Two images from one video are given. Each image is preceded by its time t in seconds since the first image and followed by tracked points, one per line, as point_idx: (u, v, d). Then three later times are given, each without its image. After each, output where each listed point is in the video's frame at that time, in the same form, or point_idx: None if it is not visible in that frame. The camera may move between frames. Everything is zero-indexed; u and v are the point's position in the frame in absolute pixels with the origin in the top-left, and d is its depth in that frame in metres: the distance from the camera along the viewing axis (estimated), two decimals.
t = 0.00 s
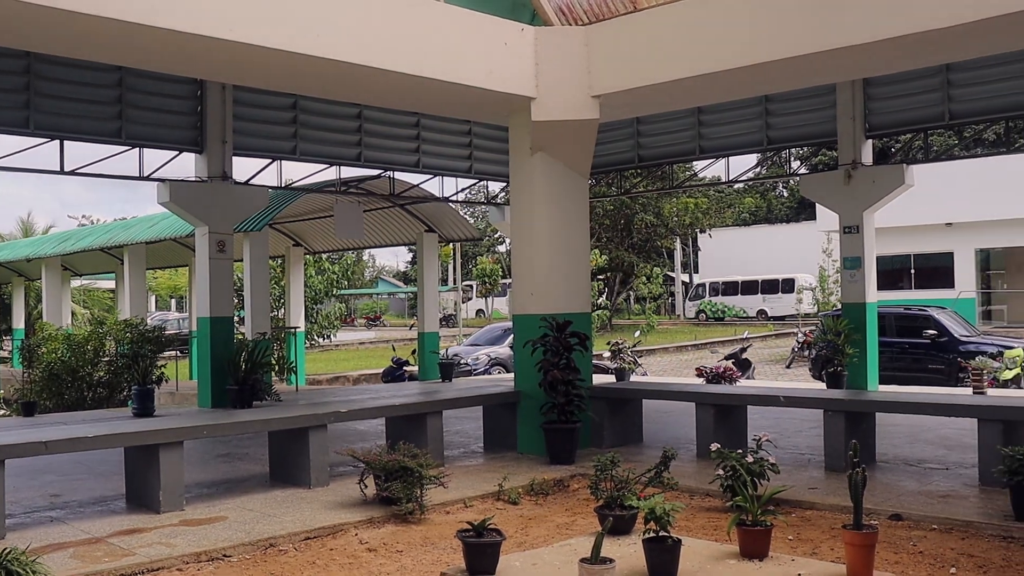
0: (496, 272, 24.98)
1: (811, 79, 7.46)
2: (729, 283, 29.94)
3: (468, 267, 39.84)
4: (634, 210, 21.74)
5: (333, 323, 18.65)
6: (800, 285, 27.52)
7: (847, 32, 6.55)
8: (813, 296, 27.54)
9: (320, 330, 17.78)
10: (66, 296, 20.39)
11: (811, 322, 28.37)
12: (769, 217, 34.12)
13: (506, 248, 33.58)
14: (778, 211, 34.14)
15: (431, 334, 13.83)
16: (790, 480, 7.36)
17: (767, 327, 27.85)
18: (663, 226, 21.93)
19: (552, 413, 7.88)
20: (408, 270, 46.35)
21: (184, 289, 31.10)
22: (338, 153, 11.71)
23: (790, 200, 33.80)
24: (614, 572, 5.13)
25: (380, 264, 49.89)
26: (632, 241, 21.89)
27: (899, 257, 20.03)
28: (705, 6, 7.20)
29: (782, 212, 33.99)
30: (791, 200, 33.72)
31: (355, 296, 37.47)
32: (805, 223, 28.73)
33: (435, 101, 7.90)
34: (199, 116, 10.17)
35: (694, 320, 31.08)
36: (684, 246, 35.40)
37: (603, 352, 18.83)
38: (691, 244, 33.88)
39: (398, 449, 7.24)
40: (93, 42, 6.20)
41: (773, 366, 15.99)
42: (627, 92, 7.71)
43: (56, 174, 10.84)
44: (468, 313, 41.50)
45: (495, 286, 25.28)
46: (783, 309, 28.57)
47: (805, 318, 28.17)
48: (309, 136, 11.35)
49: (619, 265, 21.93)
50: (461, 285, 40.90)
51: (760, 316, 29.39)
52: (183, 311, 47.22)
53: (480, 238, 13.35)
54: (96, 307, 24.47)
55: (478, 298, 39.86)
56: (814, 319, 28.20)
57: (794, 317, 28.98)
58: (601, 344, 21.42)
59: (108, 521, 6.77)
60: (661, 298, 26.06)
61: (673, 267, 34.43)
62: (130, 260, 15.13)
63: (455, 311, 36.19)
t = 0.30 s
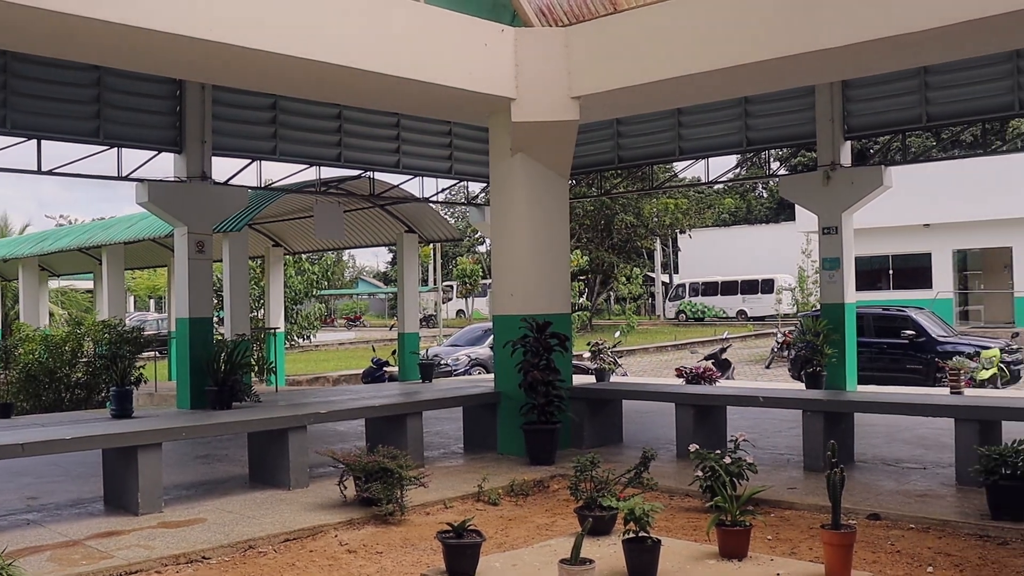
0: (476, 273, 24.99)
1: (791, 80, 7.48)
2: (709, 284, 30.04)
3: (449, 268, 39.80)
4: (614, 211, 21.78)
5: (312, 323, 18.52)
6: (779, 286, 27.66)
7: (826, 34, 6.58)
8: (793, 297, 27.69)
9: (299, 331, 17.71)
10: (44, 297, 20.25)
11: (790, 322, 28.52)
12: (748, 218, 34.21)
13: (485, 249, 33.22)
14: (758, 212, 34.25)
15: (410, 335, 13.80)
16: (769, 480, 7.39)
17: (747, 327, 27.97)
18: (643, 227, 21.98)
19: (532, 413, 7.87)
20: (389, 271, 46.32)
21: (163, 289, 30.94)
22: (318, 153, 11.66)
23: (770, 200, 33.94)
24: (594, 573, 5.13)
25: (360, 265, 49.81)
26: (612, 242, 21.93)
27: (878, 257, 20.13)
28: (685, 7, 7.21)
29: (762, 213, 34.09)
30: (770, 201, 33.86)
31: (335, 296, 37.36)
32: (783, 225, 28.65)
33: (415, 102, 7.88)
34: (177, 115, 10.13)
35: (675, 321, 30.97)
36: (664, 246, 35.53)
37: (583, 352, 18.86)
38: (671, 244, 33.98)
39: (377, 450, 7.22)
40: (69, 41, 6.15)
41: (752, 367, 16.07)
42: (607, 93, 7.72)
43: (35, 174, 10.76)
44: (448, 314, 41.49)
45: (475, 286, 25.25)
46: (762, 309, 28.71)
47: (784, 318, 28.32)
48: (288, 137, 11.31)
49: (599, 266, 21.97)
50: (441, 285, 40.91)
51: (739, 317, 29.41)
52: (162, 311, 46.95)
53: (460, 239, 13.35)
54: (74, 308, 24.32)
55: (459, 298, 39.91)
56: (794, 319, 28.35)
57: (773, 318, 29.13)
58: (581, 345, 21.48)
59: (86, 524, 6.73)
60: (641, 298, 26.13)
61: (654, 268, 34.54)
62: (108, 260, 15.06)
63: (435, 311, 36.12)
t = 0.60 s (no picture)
0: (456, 272, 24.97)
1: (770, 81, 7.51)
2: (689, 284, 30.11)
3: (429, 267, 39.75)
4: (594, 211, 21.80)
5: (292, 323, 18.51)
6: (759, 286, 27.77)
7: (806, 35, 6.60)
8: (772, 297, 27.82)
9: (279, 331, 17.70)
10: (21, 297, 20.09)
11: (769, 322, 28.66)
12: (728, 218, 34.23)
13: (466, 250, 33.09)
14: (738, 212, 34.22)
15: (390, 335, 13.77)
16: (749, 479, 7.42)
17: (726, 327, 28.10)
18: (623, 226, 22.01)
19: (512, 413, 7.87)
20: (370, 271, 46.22)
21: (141, 289, 30.75)
22: (299, 152, 11.62)
23: (749, 201, 34.02)
24: (575, 572, 5.14)
25: (340, 265, 49.70)
26: (591, 242, 21.95)
27: (856, 257, 20.22)
28: (666, 9, 7.22)
29: (742, 213, 34.10)
30: (750, 201, 33.94)
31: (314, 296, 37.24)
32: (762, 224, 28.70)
33: (396, 101, 7.86)
34: (156, 114, 10.07)
35: (655, 320, 31.47)
36: (644, 246, 35.60)
37: (563, 352, 18.90)
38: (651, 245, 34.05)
39: (357, 451, 7.20)
40: (46, 39, 6.09)
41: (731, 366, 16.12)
42: (588, 92, 7.72)
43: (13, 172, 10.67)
44: (428, 313, 41.48)
45: (455, 286, 25.23)
46: (742, 309, 28.83)
47: (764, 318, 28.44)
48: (268, 136, 11.28)
49: (579, 266, 21.99)
50: (422, 285, 40.90)
51: (719, 316, 29.66)
52: (140, 311, 46.64)
53: (440, 239, 13.35)
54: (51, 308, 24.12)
55: (439, 298, 39.91)
56: (773, 319, 28.48)
57: (753, 318, 29.25)
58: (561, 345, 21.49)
59: (63, 525, 6.68)
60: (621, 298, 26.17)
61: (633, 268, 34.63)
62: (86, 259, 14.96)
63: (415, 311, 36.05)
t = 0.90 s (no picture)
0: (437, 273, 24.92)
1: (750, 82, 7.54)
2: (669, 284, 30.16)
3: (410, 268, 39.71)
4: (575, 211, 21.80)
5: (272, 323, 18.45)
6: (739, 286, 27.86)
7: (786, 36, 6.63)
8: (752, 297, 27.93)
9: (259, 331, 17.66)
10: None
11: (750, 322, 28.77)
12: (708, 219, 34.22)
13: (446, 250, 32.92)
14: (718, 212, 34.21)
15: (371, 335, 13.74)
16: (729, 478, 7.43)
17: (706, 327, 28.17)
18: (604, 227, 22.00)
19: (492, 413, 7.86)
20: (351, 271, 46.11)
21: (120, 289, 30.53)
22: (278, 152, 11.58)
23: (729, 201, 34.09)
24: (555, 572, 5.14)
25: (320, 265, 49.53)
26: (572, 242, 21.99)
27: (836, 257, 20.27)
28: (647, 10, 7.23)
29: (722, 213, 34.13)
30: (730, 202, 34.02)
31: (294, 297, 37.08)
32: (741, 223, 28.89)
33: (377, 101, 7.84)
34: (135, 113, 10.02)
35: (635, 320, 31.52)
36: (625, 246, 35.65)
37: (544, 352, 18.90)
38: (631, 245, 34.09)
39: (338, 451, 7.18)
40: (24, 37, 6.03)
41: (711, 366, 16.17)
42: (569, 93, 7.72)
43: None
44: (408, 313, 41.43)
45: (436, 286, 25.20)
46: (722, 309, 28.93)
47: (744, 318, 28.54)
48: (248, 136, 11.23)
49: (559, 266, 21.99)
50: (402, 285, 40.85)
51: (699, 316, 29.67)
52: (119, 311, 46.30)
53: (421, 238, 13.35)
54: (26, 309, 23.88)
55: (419, 298, 39.87)
56: (753, 319, 28.59)
57: (733, 318, 29.35)
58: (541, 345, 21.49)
59: (40, 527, 6.62)
60: (602, 298, 26.19)
61: (614, 268, 34.65)
62: (64, 258, 14.87)
63: (395, 311, 35.98)
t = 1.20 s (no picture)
0: (417, 272, 24.86)
1: (728, 83, 7.57)
2: (649, 284, 30.20)
3: (390, 268, 39.56)
4: (555, 211, 21.79)
5: (252, 323, 18.28)
6: (718, 286, 27.93)
7: (766, 37, 6.66)
8: (731, 297, 28.03)
9: (238, 331, 17.48)
10: None
11: (729, 322, 28.86)
12: (688, 219, 34.34)
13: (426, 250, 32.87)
14: (698, 213, 34.28)
15: (351, 335, 13.70)
16: (709, 478, 7.45)
17: (686, 326, 28.25)
18: (584, 227, 21.99)
19: (472, 414, 7.86)
20: (331, 271, 45.96)
21: (98, 289, 30.29)
22: (258, 151, 11.53)
23: (709, 201, 34.18)
24: (535, 572, 5.14)
25: (299, 265, 49.38)
26: (552, 242, 22.11)
27: (815, 257, 20.30)
28: (628, 10, 7.24)
29: (702, 214, 34.21)
30: (710, 202, 34.10)
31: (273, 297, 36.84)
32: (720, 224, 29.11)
33: (357, 100, 7.81)
34: (113, 112, 9.95)
35: (615, 320, 31.57)
36: (605, 246, 35.70)
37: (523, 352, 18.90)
38: (611, 246, 34.10)
39: (317, 452, 7.15)
40: None
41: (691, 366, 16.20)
42: (550, 93, 7.73)
43: None
44: (388, 313, 41.30)
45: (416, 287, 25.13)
46: (701, 310, 29.01)
47: (723, 318, 28.63)
48: (228, 135, 11.18)
49: (539, 267, 21.97)
50: (382, 285, 40.73)
51: (679, 316, 29.70)
52: (96, 312, 45.89)
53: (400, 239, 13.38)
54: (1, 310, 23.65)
55: (399, 299, 39.79)
56: (732, 319, 28.69)
57: (712, 318, 29.42)
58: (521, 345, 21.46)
59: (16, 530, 6.56)
60: (583, 298, 26.19)
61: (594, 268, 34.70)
62: (40, 258, 14.77)
63: (375, 311, 35.87)
